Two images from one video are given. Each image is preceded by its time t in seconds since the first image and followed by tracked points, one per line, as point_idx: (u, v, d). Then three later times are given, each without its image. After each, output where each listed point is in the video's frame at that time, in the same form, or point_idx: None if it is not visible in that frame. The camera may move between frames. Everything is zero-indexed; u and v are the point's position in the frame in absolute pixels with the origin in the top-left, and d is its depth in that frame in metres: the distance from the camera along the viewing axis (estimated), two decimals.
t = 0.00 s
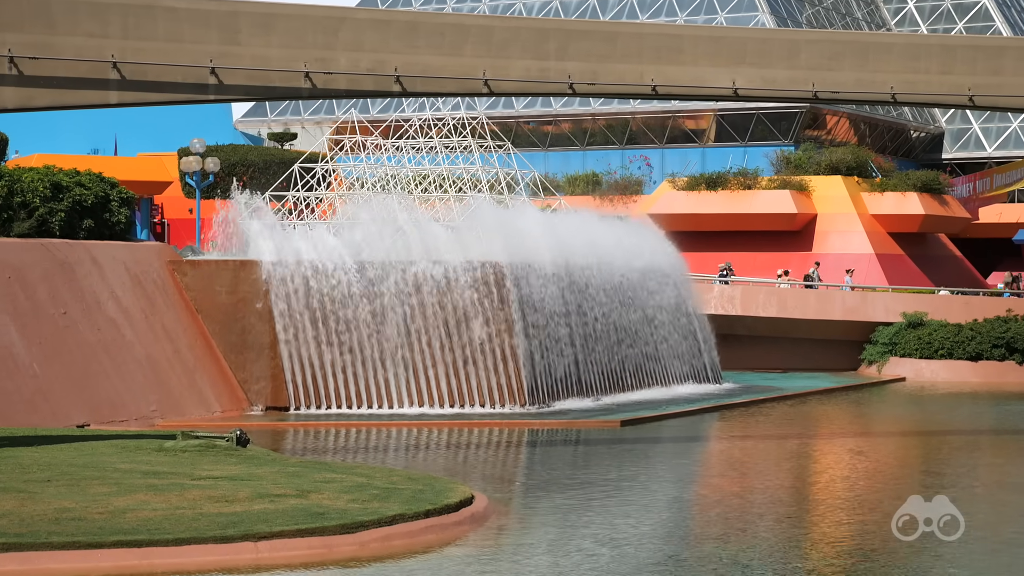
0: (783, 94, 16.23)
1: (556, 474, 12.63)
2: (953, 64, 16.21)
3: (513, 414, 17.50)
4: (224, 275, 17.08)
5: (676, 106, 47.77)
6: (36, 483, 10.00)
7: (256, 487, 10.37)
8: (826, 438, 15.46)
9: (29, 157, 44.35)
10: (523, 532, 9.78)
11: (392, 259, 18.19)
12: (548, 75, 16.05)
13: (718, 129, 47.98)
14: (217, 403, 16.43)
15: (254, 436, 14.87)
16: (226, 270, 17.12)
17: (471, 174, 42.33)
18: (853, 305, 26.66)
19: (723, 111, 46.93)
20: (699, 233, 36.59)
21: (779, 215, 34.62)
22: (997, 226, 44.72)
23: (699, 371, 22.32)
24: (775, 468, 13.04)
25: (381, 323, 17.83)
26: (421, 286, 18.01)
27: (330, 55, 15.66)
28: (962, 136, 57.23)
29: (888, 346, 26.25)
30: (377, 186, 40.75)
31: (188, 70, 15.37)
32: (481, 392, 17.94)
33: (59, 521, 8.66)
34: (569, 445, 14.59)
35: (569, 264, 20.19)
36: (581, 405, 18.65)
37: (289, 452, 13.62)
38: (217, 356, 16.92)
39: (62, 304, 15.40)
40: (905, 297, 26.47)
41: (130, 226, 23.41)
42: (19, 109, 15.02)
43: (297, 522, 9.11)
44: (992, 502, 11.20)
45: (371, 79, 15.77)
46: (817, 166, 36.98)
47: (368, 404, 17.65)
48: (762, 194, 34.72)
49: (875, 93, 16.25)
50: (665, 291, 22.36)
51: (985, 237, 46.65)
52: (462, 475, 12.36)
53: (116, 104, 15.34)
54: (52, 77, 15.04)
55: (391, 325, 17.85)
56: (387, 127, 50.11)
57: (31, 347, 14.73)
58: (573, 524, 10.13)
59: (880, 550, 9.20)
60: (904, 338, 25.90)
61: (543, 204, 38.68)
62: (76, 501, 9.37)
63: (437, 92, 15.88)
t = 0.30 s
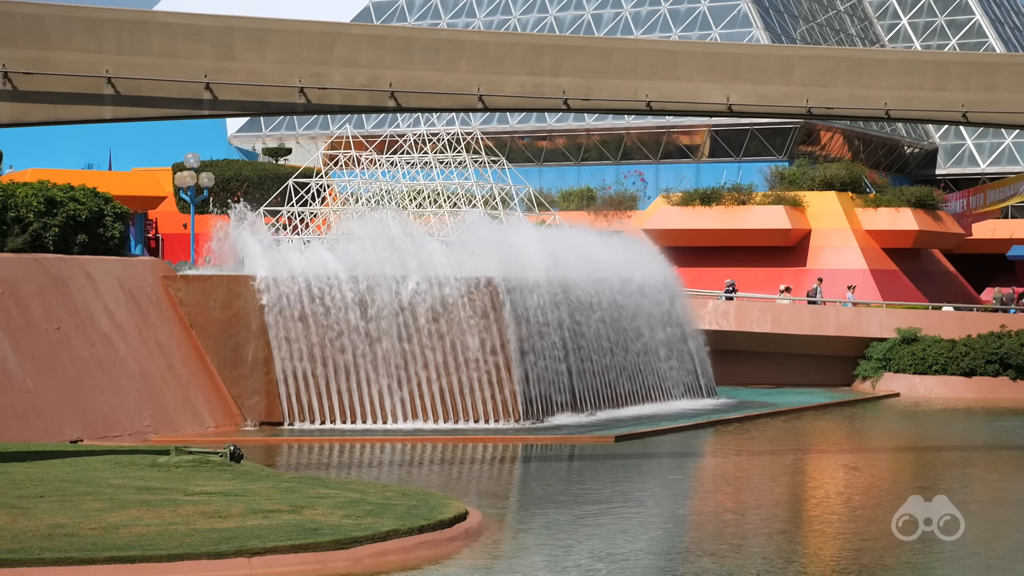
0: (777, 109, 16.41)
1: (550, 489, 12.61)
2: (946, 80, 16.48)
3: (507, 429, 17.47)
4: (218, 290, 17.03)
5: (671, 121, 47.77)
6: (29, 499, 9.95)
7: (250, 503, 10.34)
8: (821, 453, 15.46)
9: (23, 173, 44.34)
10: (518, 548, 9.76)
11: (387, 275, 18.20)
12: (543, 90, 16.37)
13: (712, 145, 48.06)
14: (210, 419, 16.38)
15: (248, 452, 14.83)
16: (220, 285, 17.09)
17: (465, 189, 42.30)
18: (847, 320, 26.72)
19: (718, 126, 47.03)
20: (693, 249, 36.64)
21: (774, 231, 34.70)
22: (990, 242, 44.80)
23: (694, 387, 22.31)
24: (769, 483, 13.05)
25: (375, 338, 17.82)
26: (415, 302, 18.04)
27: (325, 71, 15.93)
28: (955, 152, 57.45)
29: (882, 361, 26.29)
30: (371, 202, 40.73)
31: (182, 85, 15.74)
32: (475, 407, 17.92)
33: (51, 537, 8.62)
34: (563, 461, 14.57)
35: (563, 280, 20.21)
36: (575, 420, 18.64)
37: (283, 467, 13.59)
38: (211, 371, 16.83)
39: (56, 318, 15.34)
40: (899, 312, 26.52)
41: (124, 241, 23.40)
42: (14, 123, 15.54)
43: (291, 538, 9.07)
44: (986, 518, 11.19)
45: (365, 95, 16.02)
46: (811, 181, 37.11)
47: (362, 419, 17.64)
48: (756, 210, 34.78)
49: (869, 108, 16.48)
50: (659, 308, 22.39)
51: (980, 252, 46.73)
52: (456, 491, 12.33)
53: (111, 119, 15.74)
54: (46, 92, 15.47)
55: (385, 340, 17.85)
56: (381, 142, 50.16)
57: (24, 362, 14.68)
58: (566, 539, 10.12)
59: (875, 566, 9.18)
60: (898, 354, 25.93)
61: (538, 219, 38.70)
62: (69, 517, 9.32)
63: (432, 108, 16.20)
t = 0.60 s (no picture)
0: (767, 125, 16.81)
1: (542, 504, 12.59)
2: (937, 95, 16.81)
3: (499, 444, 17.45)
4: (210, 305, 17.03)
5: (662, 136, 47.81)
6: (19, 514, 9.91)
7: (241, 518, 10.31)
8: (812, 469, 15.45)
9: (14, 188, 44.25)
10: (511, 563, 9.74)
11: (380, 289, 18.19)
12: (535, 105, 16.63)
13: (704, 160, 48.13)
14: (202, 434, 16.33)
15: (239, 467, 14.78)
16: (211, 300, 17.07)
17: (457, 205, 42.30)
18: (838, 335, 26.78)
19: (710, 141, 47.10)
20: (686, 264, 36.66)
21: (766, 246, 34.74)
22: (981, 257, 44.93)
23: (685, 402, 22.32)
24: (761, 499, 13.04)
25: (366, 353, 17.82)
26: (407, 316, 18.04)
27: (317, 86, 16.20)
28: (946, 167, 57.72)
29: (874, 377, 26.31)
30: (363, 217, 40.69)
31: (174, 100, 15.93)
32: (467, 423, 17.90)
33: (41, 553, 8.58)
34: (555, 476, 14.55)
35: (555, 296, 20.21)
36: (567, 435, 18.62)
37: (275, 483, 13.54)
38: (202, 386, 16.82)
39: (47, 334, 15.27)
40: (890, 328, 26.57)
41: (116, 256, 23.39)
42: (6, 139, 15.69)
43: (282, 553, 9.04)
44: (976, 534, 11.19)
45: (357, 109, 16.32)
46: (803, 197, 37.20)
47: (354, 435, 17.60)
48: (748, 226, 34.83)
49: (860, 123, 16.80)
50: (650, 323, 22.41)
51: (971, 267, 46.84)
52: (448, 506, 12.30)
53: (102, 134, 15.89)
54: (38, 107, 15.60)
55: (376, 355, 17.83)
56: (374, 157, 50.19)
57: (16, 377, 14.57)
58: (556, 554, 10.11)
59: None
60: (889, 369, 25.97)
61: (530, 234, 38.74)
62: (59, 533, 9.28)
63: (422, 122, 16.51)
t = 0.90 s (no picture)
0: (756, 139, 17.18)
1: (531, 519, 12.58)
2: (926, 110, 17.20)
3: (488, 460, 17.40)
4: (200, 319, 16.97)
5: (652, 151, 47.85)
6: (7, 530, 9.87)
7: (230, 534, 10.26)
8: (802, 483, 15.48)
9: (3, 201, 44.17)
10: None
11: (370, 304, 18.19)
12: (525, 120, 16.98)
13: (694, 175, 48.20)
14: (191, 449, 16.25)
15: (228, 482, 14.72)
16: (201, 315, 17.01)
17: (447, 219, 42.26)
18: (828, 350, 26.73)
19: (699, 156, 47.17)
20: (676, 278, 36.72)
21: (756, 261, 34.79)
22: (971, 271, 45.06)
23: (675, 417, 22.31)
24: (752, 512, 13.07)
25: (356, 368, 17.80)
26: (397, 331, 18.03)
27: (307, 100, 16.65)
28: (936, 182, 57.97)
29: (863, 391, 26.36)
30: (353, 231, 40.64)
31: (163, 114, 16.36)
32: (457, 438, 17.86)
33: (29, 568, 8.53)
34: (545, 491, 14.52)
35: (545, 310, 20.19)
36: (557, 451, 18.60)
37: (263, 498, 13.48)
38: (192, 401, 16.76)
39: (36, 349, 15.18)
40: (879, 342, 26.66)
41: (106, 271, 23.28)
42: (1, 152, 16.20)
43: (271, 568, 9.01)
44: (965, 548, 11.23)
45: (347, 124, 16.75)
46: (793, 211, 37.33)
47: (343, 451, 17.54)
48: (738, 240, 34.90)
49: (849, 138, 17.18)
50: (640, 337, 22.41)
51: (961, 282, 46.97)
52: (437, 521, 12.28)
53: (92, 148, 16.35)
54: (29, 122, 16.05)
55: (366, 370, 17.82)
56: (364, 172, 50.18)
57: (4, 392, 14.49)
58: (545, 568, 10.13)
59: None
60: (879, 383, 26.02)
61: (520, 248, 38.76)
62: (47, 548, 9.25)
63: (412, 137, 16.87)
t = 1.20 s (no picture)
0: (746, 154, 17.37)
1: (520, 534, 12.54)
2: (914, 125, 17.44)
3: (477, 474, 17.38)
4: (188, 334, 16.87)
5: (641, 166, 47.94)
6: None
7: (218, 549, 10.22)
8: (790, 497, 15.49)
9: None
10: None
11: (358, 317, 18.18)
12: (514, 135, 17.18)
13: (683, 189, 48.30)
14: (179, 464, 16.19)
15: (217, 497, 14.70)
16: (190, 329, 16.92)
17: (436, 234, 42.28)
18: (817, 365, 26.88)
19: (688, 171, 47.28)
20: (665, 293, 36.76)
21: (745, 275, 34.88)
22: (959, 286, 45.19)
23: (664, 432, 22.32)
24: (740, 527, 13.07)
25: (344, 382, 17.77)
26: (386, 345, 18.01)
27: (296, 115, 16.85)
28: (923, 197, 58.22)
29: (852, 406, 26.39)
30: (342, 245, 40.61)
31: (152, 129, 16.51)
32: (446, 452, 17.84)
33: None
34: (534, 505, 14.52)
35: (535, 326, 20.19)
36: (546, 465, 18.58)
37: (252, 514, 13.47)
38: (181, 417, 16.67)
39: (24, 364, 15.07)
40: (867, 356, 26.74)
41: (93, 286, 23.23)
42: None
43: None
44: (951, 561, 11.26)
45: (336, 139, 16.93)
46: (781, 226, 37.49)
47: (332, 465, 17.53)
48: (726, 254, 34.98)
49: (837, 153, 17.38)
50: (629, 352, 22.43)
51: (949, 296, 47.10)
52: (426, 536, 12.24)
53: (80, 163, 16.50)
54: (17, 137, 16.16)
55: (355, 385, 17.80)
56: (353, 187, 50.16)
57: None
58: None
59: None
60: (868, 398, 26.06)
61: (509, 263, 38.79)
62: (34, 564, 9.19)
63: (401, 151, 17.09)
